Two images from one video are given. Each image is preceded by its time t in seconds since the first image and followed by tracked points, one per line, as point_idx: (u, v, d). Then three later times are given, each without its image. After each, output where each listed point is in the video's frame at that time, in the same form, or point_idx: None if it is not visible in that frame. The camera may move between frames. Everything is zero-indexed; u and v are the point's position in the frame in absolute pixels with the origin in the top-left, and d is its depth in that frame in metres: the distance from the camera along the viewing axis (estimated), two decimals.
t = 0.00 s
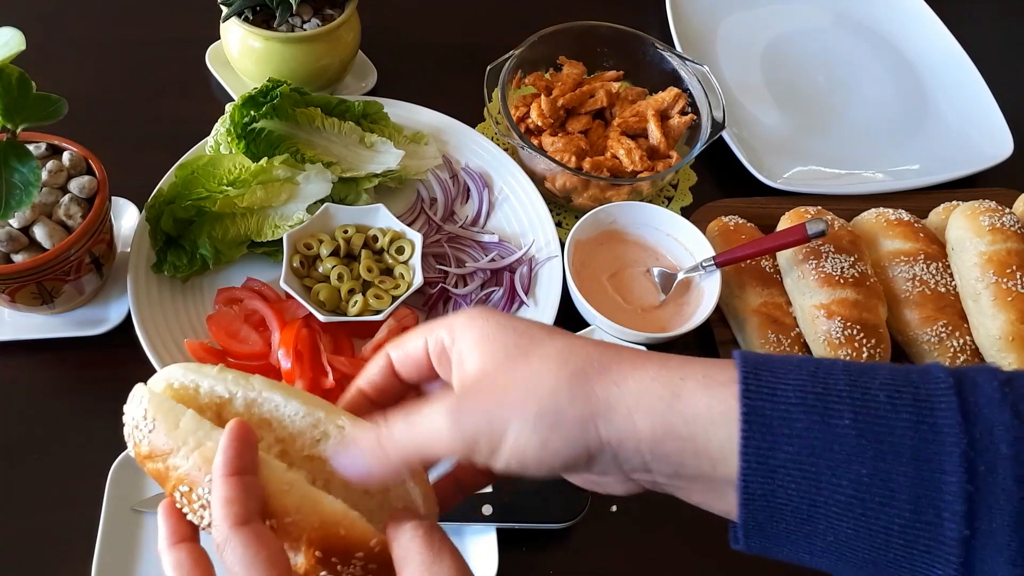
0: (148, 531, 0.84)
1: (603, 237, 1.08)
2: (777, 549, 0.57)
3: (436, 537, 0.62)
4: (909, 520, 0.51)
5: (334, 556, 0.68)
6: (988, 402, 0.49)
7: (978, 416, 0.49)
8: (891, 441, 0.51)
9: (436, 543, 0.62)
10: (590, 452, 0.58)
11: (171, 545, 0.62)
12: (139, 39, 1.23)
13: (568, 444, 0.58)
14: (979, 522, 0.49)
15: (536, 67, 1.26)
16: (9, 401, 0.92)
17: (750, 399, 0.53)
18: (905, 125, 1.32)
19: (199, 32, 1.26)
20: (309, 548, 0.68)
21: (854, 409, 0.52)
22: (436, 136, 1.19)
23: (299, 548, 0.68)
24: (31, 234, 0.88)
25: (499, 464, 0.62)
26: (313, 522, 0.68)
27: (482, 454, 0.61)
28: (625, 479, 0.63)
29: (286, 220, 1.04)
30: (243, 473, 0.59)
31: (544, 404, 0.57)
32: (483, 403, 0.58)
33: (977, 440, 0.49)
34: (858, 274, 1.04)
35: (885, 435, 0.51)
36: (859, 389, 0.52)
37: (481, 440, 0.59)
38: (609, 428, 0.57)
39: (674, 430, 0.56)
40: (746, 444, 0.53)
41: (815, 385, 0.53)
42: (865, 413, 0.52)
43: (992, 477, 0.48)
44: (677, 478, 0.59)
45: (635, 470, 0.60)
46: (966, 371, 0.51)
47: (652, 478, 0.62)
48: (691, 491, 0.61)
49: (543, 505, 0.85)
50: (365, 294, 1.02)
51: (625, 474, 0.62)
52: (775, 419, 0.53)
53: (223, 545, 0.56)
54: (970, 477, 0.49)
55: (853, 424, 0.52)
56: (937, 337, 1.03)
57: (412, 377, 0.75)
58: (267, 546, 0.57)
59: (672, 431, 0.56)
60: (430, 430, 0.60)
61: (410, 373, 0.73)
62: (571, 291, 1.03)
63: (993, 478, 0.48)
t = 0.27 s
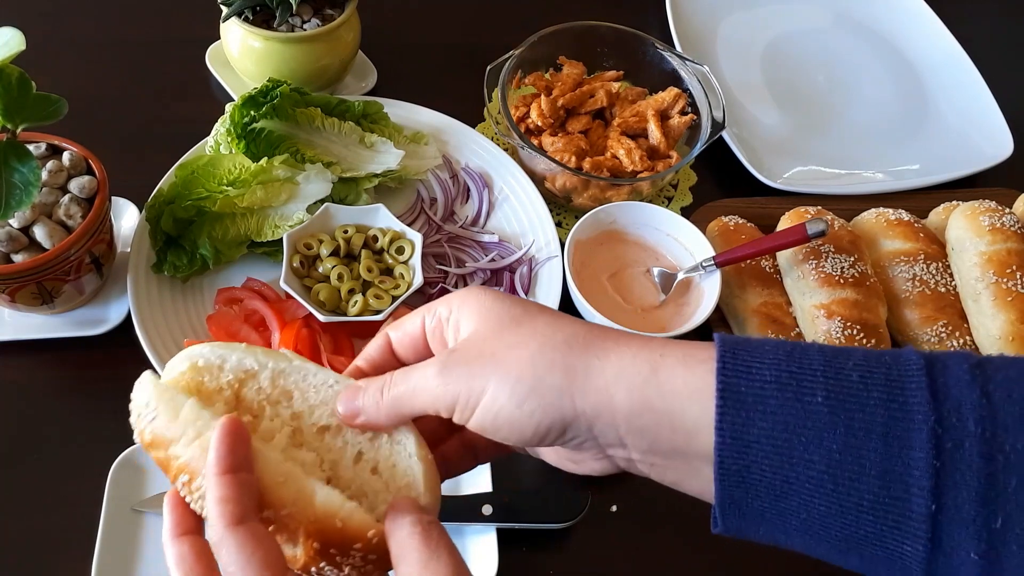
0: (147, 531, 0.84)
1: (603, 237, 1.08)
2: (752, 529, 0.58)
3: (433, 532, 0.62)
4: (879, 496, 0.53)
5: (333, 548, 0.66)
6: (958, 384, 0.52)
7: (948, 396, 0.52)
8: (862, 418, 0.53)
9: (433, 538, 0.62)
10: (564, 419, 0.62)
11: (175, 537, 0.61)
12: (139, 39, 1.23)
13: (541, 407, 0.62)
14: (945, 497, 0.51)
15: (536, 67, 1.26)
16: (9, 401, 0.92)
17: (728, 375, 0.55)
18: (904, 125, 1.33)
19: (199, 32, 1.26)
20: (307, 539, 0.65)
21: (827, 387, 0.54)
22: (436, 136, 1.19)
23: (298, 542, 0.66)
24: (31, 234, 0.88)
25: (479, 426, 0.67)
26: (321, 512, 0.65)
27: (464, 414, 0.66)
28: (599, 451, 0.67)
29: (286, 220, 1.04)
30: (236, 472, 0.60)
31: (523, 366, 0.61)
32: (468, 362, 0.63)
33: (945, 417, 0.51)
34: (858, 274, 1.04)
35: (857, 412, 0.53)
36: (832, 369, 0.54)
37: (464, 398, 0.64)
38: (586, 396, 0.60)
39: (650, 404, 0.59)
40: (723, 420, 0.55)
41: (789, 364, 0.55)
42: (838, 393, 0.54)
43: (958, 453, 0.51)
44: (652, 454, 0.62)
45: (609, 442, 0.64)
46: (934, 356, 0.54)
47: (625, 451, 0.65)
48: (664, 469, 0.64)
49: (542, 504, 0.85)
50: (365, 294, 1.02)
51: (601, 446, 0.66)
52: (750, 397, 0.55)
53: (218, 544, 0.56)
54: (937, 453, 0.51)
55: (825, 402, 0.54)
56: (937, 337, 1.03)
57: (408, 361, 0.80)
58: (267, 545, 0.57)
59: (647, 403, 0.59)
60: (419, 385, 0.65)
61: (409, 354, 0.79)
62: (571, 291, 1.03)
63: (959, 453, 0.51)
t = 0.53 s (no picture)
0: (146, 531, 0.85)
1: (602, 237, 1.08)
2: (768, 543, 0.53)
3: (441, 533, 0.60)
4: (897, 509, 0.48)
5: (339, 537, 0.65)
6: (975, 397, 0.48)
7: (965, 409, 0.48)
8: (884, 432, 0.48)
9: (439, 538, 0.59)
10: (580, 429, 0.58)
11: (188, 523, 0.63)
12: (139, 39, 1.23)
13: (560, 416, 0.58)
14: (963, 507, 0.47)
15: (536, 67, 1.26)
16: (9, 401, 0.92)
17: (749, 388, 0.51)
18: (904, 125, 1.33)
19: (199, 32, 1.26)
20: (318, 521, 0.65)
21: (845, 400, 0.49)
22: (436, 136, 1.19)
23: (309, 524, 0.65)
24: (31, 234, 0.88)
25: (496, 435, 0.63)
26: (342, 504, 0.65)
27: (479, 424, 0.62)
28: (617, 467, 0.62)
29: (286, 221, 1.04)
30: (265, 455, 0.63)
31: (544, 374, 0.58)
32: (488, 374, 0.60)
33: (963, 431, 0.47)
34: (858, 274, 1.04)
35: (877, 427, 0.48)
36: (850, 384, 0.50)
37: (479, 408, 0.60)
38: (609, 408, 0.57)
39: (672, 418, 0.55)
40: (745, 436, 0.50)
41: (810, 379, 0.50)
42: (860, 404, 0.49)
43: (975, 466, 0.47)
44: (671, 467, 0.57)
45: (628, 457, 0.59)
46: (951, 371, 0.50)
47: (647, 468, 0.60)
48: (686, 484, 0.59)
49: (542, 504, 0.85)
50: (365, 294, 1.02)
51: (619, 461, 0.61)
52: (766, 410, 0.50)
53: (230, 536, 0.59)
54: (954, 466, 0.47)
55: (844, 415, 0.49)
56: (937, 337, 1.03)
57: (421, 362, 0.79)
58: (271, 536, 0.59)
59: (669, 417, 0.55)
60: (439, 393, 0.62)
61: (425, 356, 0.77)
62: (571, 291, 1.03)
63: (976, 465, 0.46)
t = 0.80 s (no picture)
0: (147, 531, 0.85)
1: (602, 237, 1.08)
2: None
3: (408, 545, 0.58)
4: (920, 555, 0.52)
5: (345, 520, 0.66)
6: (983, 445, 0.52)
7: (974, 455, 0.52)
8: (898, 481, 0.53)
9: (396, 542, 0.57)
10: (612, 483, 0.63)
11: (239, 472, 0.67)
12: (140, 39, 1.23)
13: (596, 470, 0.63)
14: (984, 549, 0.50)
15: (536, 67, 1.26)
16: (9, 401, 0.92)
17: (771, 445, 0.56)
18: (904, 125, 1.32)
19: (199, 32, 1.26)
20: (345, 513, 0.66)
21: (862, 451, 0.54)
22: (436, 136, 1.19)
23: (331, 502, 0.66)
24: (31, 234, 0.88)
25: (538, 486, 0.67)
26: (328, 501, 0.65)
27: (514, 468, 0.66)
28: (645, 525, 0.67)
29: (286, 221, 1.04)
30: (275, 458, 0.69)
31: (580, 428, 0.62)
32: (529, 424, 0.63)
33: (975, 475, 0.51)
34: (858, 274, 1.03)
35: (893, 477, 0.53)
36: (865, 437, 0.54)
37: (513, 452, 0.64)
38: (643, 454, 0.61)
39: (701, 467, 0.60)
40: (769, 487, 0.55)
41: (826, 434, 0.55)
42: (873, 456, 0.54)
43: (989, 508, 0.50)
44: (699, 522, 0.62)
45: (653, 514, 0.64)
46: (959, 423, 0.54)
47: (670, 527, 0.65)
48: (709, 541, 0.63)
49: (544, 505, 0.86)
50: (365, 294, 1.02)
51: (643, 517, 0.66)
52: (790, 465, 0.55)
53: (229, 537, 0.65)
54: (971, 508, 0.51)
55: (861, 465, 0.54)
56: (937, 337, 1.03)
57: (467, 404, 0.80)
58: (267, 541, 0.66)
59: (701, 466, 0.60)
60: (483, 431, 0.63)
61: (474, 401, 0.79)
62: (571, 291, 1.03)
63: (990, 507, 0.50)
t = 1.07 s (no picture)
0: (147, 531, 0.85)
1: (602, 237, 1.08)
2: None
3: (478, 511, 0.59)
4: (964, 541, 0.56)
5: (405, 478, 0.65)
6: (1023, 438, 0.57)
7: (1014, 445, 0.57)
8: (944, 468, 0.57)
9: (472, 505, 0.57)
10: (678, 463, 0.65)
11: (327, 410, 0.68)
12: (140, 39, 1.23)
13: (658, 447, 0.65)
14: None
15: (536, 67, 1.26)
16: (9, 401, 0.92)
17: (824, 438, 0.60)
18: (904, 125, 1.33)
19: (199, 32, 1.26)
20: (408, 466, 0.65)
21: (910, 442, 0.59)
22: (436, 136, 1.19)
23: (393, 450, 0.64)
24: (31, 234, 0.88)
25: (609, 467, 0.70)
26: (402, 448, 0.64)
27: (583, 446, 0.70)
28: (702, 509, 0.68)
29: (286, 221, 1.04)
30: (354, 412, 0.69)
31: (647, 410, 0.65)
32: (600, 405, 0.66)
33: (1015, 464, 0.56)
34: (858, 274, 1.03)
35: (941, 467, 0.57)
36: (913, 430, 0.59)
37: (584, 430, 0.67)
38: (708, 437, 0.64)
39: (763, 450, 0.63)
40: (824, 474, 0.59)
41: (879, 426, 0.60)
42: (921, 447, 0.58)
43: None
44: (758, 506, 0.63)
45: (716, 497, 0.66)
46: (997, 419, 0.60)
47: (723, 512, 0.66)
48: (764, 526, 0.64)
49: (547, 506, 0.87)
50: (364, 294, 1.02)
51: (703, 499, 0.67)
52: (843, 454, 0.59)
53: (309, 465, 0.65)
54: (1011, 493, 0.56)
55: (910, 454, 0.58)
56: (937, 337, 1.03)
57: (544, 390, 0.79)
58: (342, 471, 0.65)
59: (762, 448, 0.63)
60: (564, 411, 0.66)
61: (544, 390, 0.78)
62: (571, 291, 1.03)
63: None
